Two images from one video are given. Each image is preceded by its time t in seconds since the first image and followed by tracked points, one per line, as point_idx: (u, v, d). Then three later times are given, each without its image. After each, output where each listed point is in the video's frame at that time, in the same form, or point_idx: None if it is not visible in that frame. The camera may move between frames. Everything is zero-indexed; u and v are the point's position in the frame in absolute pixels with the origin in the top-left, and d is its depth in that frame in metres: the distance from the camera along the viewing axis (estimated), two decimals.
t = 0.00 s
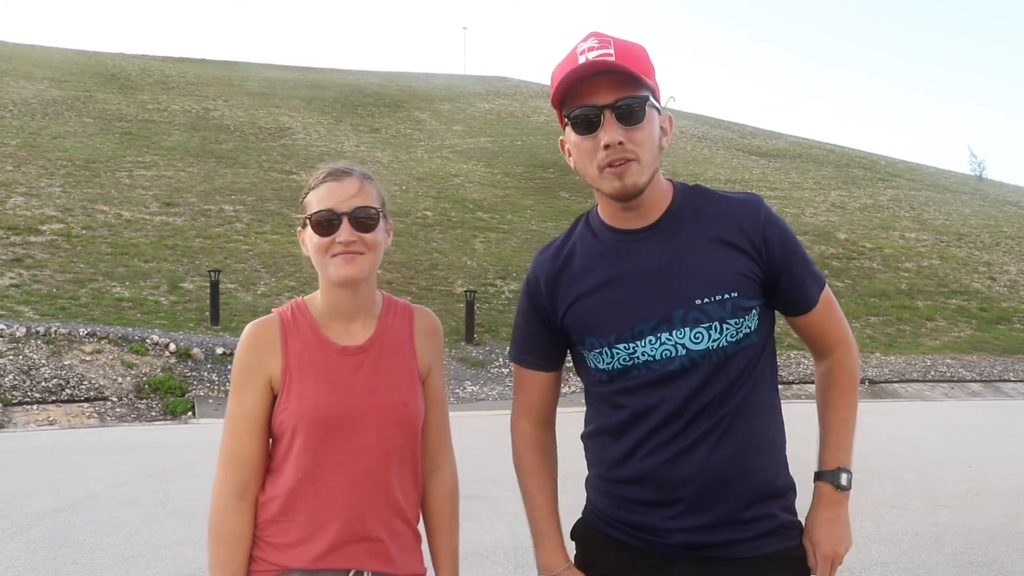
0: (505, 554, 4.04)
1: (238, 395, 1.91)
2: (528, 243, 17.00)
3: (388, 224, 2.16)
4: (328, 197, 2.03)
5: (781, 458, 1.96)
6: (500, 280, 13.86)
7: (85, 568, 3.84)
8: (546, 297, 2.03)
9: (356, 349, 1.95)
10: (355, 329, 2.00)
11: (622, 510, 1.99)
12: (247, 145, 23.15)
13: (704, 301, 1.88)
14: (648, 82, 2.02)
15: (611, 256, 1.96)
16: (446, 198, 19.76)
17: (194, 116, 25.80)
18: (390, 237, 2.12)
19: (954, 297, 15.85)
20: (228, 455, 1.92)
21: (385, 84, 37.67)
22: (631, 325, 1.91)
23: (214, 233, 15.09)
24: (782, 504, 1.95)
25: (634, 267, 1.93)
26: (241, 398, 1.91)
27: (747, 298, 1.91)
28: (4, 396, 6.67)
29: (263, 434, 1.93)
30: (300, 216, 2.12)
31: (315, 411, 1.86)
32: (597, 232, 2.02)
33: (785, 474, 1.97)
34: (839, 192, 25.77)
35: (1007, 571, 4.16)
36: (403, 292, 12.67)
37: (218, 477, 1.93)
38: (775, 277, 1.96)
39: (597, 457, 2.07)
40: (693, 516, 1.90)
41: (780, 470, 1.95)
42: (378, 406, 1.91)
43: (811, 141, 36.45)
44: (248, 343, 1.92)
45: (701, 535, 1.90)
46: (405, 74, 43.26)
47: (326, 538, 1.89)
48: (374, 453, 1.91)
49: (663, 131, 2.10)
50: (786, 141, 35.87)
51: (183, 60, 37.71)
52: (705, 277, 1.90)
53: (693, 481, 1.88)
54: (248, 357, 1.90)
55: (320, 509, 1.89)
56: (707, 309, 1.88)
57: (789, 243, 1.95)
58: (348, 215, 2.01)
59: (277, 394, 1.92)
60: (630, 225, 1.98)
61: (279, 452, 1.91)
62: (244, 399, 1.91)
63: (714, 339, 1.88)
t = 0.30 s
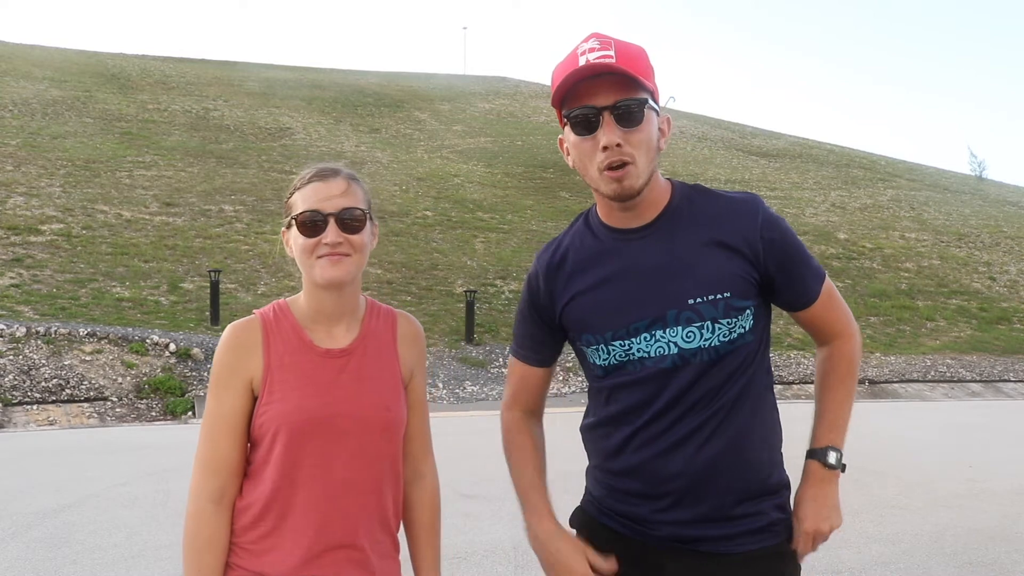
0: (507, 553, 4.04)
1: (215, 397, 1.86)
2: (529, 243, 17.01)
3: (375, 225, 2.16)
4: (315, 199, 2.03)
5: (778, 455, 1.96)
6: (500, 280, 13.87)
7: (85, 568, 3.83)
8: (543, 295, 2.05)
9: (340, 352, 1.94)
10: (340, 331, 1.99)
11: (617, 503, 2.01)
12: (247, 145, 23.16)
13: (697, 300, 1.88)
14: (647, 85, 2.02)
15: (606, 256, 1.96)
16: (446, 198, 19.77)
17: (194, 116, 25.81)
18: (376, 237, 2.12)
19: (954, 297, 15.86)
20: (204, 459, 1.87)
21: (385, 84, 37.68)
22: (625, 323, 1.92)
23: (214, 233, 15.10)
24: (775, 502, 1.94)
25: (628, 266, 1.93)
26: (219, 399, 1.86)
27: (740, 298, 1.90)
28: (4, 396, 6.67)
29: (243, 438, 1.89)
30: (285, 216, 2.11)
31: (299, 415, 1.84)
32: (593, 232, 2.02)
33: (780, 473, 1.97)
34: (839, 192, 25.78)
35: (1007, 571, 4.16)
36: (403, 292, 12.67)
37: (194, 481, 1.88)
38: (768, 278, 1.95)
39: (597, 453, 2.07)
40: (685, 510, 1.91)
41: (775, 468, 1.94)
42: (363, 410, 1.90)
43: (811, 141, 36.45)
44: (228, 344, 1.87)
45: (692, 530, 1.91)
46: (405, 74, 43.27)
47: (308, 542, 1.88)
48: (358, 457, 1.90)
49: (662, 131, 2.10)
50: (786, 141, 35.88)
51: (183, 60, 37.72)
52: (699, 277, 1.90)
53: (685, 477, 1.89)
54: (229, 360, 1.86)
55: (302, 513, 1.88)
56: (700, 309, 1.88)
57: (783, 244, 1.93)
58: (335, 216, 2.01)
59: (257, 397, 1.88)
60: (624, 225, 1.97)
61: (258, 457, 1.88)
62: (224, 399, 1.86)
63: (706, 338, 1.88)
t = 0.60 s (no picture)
0: (507, 553, 4.04)
1: (208, 397, 1.85)
2: (529, 243, 17.01)
3: (370, 224, 2.16)
4: (309, 200, 2.03)
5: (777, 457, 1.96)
6: (500, 280, 13.87)
7: (85, 568, 3.84)
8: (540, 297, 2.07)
9: (335, 353, 1.93)
10: (335, 331, 1.99)
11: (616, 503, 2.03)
12: (247, 145, 23.16)
13: (683, 305, 1.88)
14: (633, 95, 2.03)
15: (600, 259, 1.97)
16: (446, 198, 19.76)
17: (194, 116, 25.80)
18: (371, 236, 2.12)
19: (954, 297, 15.85)
20: (196, 459, 1.87)
21: (385, 84, 37.69)
22: (619, 327, 1.93)
23: (214, 233, 15.10)
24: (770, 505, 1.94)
25: (624, 269, 1.93)
26: (212, 399, 1.85)
27: (730, 302, 1.89)
28: (3, 396, 6.67)
29: (237, 439, 1.88)
30: (280, 219, 2.11)
31: (294, 416, 1.84)
32: (589, 236, 2.03)
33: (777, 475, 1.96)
34: (839, 192, 25.77)
35: (1007, 572, 4.16)
36: (403, 292, 12.67)
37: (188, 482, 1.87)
38: (759, 280, 1.94)
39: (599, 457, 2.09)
40: (680, 511, 1.92)
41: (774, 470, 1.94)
42: (359, 413, 1.90)
43: (811, 141, 36.43)
44: (222, 344, 1.86)
45: (686, 529, 1.92)
46: (405, 74, 43.26)
47: (302, 544, 1.88)
48: (353, 459, 1.91)
49: (651, 137, 2.10)
50: (786, 141, 35.88)
51: (182, 60, 37.72)
52: (692, 280, 1.89)
53: (679, 479, 1.90)
54: (224, 360, 1.85)
55: (297, 514, 1.88)
56: (688, 313, 1.88)
57: (777, 247, 1.91)
58: (328, 218, 2.01)
59: (252, 398, 1.88)
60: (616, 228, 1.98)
61: (253, 457, 1.87)
62: (219, 400, 1.85)
63: (695, 342, 1.87)
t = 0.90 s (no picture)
0: (506, 553, 4.05)
1: (220, 397, 1.85)
2: (529, 243, 17.00)
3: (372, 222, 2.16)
4: (314, 199, 2.02)
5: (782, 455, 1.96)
6: (500, 280, 13.87)
7: (85, 568, 3.83)
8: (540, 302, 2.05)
9: (344, 350, 1.93)
10: (344, 328, 1.98)
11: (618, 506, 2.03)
12: (247, 145, 23.15)
13: (682, 309, 1.88)
14: (637, 107, 2.00)
15: (597, 263, 1.97)
16: (446, 198, 19.76)
17: (194, 116, 25.80)
18: (374, 236, 2.11)
19: (954, 297, 15.85)
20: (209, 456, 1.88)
21: (385, 84, 37.68)
22: (618, 333, 1.93)
23: (214, 233, 15.10)
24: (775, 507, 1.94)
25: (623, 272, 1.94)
26: (226, 401, 1.85)
27: (728, 304, 1.89)
28: (3, 396, 6.67)
29: (250, 438, 1.88)
30: (284, 217, 2.11)
31: (305, 414, 1.83)
32: (584, 237, 2.03)
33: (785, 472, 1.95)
34: (839, 192, 25.76)
35: (1007, 572, 4.16)
36: (403, 292, 12.68)
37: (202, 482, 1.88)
38: (756, 282, 1.93)
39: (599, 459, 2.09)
40: (688, 514, 1.92)
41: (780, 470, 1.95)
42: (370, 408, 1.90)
43: (811, 141, 36.41)
44: (233, 344, 1.86)
45: (692, 532, 1.91)
46: (405, 74, 43.25)
47: (316, 542, 1.88)
48: (366, 455, 1.90)
49: (651, 143, 2.09)
50: (786, 141, 35.86)
51: (182, 60, 37.71)
52: (688, 286, 1.89)
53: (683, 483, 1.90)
54: (234, 360, 1.85)
55: (313, 511, 1.87)
56: (687, 317, 1.88)
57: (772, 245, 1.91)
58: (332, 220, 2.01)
59: (264, 397, 1.88)
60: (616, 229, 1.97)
61: (267, 456, 1.88)
62: (230, 402, 1.85)
63: (694, 346, 1.88)
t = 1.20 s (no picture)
0: (506, 554, 4.04)
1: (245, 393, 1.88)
2: (529, 243, 17.01)
3: (391, 224, 2.15)
4: (334, 198, 2.02)
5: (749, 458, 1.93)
6: (500, 280, 13.88)
7: (85, 568, 3.83)
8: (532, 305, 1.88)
9: (365, 346, 1.94)
10: (365, 325, 1.99)
11: (616, 523, 1.85)
12: (247, 145, 23.16)
13: (681, 303, 1.86)
14: (642, 122, 1.97)
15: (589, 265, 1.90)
16: (446, 198, 19.76)
17: (194, 116, 25.81)
18: (393, 236, 2.11)
19: (954, 297, 15.85)
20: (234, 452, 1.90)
21: (385, 84, 37.69)
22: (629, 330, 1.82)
23: (214, 233, 15.10)
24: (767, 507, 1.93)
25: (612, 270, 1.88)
26: (251, 399, 1.88)
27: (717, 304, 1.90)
28: (4, 396, 6.67)
29: (276, 434, 1.89)
30: (301, 222, 2.10)
31: (329, 409, 1.85)
32: (569, 242, 1.95)
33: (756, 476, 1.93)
34: (839, 192, 25.76)
35: (1006, 571, 4.16)
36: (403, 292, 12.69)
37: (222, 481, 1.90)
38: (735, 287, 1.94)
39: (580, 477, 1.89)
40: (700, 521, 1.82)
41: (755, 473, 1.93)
42: (392, 402, 1.90)
43: (811, 141, 36.40)
44: (258, 342, 1.89)
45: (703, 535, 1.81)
46: (405, 74, 43.27)
47: (341, 536, 1.87)
48: (389, 447, 1.90)
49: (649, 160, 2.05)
50: (786, 141, 35.86)
51: (183, 61, 37.73)
52: (675, 281, 1.88)
53: (695, 484, 1.81)
54: (259, 358, 1.87)
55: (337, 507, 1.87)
56: (686, 310, 1.85)
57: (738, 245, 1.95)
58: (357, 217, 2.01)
59: (288, 394, 1.90)
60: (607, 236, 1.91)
61: (292, 453, 1.89)
62: (256, 401, 1.87)
63: (694, 339, 1.84)
